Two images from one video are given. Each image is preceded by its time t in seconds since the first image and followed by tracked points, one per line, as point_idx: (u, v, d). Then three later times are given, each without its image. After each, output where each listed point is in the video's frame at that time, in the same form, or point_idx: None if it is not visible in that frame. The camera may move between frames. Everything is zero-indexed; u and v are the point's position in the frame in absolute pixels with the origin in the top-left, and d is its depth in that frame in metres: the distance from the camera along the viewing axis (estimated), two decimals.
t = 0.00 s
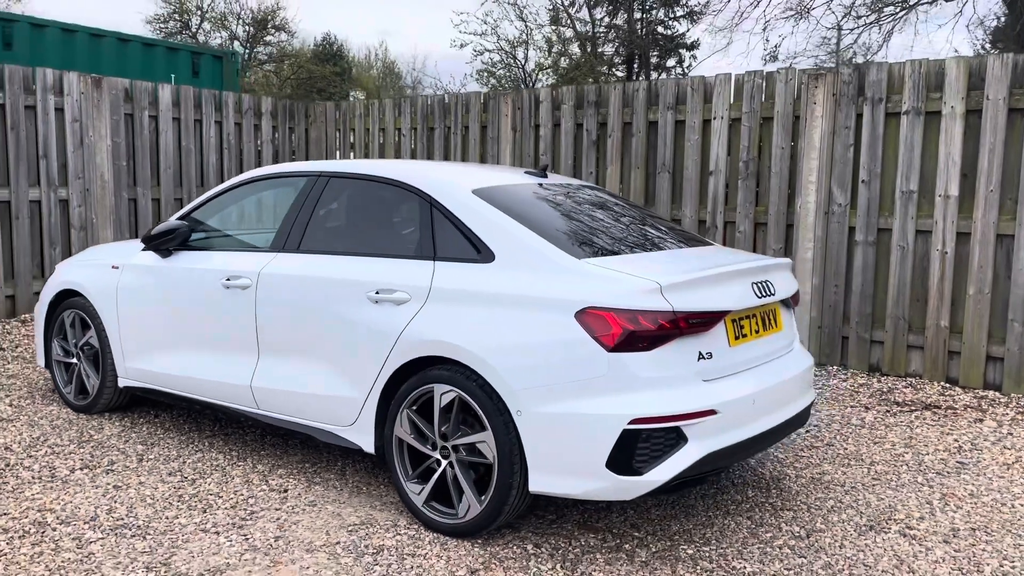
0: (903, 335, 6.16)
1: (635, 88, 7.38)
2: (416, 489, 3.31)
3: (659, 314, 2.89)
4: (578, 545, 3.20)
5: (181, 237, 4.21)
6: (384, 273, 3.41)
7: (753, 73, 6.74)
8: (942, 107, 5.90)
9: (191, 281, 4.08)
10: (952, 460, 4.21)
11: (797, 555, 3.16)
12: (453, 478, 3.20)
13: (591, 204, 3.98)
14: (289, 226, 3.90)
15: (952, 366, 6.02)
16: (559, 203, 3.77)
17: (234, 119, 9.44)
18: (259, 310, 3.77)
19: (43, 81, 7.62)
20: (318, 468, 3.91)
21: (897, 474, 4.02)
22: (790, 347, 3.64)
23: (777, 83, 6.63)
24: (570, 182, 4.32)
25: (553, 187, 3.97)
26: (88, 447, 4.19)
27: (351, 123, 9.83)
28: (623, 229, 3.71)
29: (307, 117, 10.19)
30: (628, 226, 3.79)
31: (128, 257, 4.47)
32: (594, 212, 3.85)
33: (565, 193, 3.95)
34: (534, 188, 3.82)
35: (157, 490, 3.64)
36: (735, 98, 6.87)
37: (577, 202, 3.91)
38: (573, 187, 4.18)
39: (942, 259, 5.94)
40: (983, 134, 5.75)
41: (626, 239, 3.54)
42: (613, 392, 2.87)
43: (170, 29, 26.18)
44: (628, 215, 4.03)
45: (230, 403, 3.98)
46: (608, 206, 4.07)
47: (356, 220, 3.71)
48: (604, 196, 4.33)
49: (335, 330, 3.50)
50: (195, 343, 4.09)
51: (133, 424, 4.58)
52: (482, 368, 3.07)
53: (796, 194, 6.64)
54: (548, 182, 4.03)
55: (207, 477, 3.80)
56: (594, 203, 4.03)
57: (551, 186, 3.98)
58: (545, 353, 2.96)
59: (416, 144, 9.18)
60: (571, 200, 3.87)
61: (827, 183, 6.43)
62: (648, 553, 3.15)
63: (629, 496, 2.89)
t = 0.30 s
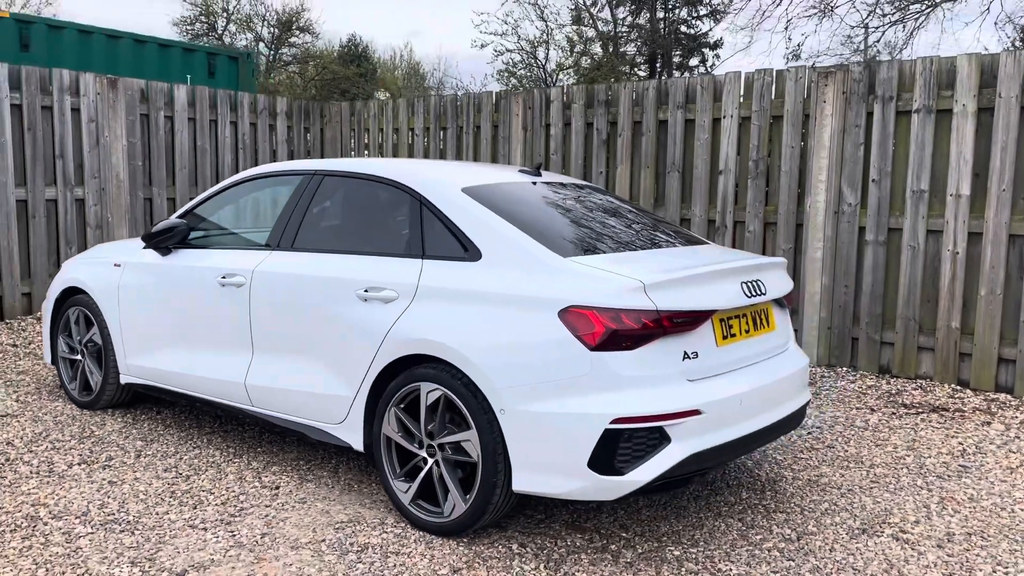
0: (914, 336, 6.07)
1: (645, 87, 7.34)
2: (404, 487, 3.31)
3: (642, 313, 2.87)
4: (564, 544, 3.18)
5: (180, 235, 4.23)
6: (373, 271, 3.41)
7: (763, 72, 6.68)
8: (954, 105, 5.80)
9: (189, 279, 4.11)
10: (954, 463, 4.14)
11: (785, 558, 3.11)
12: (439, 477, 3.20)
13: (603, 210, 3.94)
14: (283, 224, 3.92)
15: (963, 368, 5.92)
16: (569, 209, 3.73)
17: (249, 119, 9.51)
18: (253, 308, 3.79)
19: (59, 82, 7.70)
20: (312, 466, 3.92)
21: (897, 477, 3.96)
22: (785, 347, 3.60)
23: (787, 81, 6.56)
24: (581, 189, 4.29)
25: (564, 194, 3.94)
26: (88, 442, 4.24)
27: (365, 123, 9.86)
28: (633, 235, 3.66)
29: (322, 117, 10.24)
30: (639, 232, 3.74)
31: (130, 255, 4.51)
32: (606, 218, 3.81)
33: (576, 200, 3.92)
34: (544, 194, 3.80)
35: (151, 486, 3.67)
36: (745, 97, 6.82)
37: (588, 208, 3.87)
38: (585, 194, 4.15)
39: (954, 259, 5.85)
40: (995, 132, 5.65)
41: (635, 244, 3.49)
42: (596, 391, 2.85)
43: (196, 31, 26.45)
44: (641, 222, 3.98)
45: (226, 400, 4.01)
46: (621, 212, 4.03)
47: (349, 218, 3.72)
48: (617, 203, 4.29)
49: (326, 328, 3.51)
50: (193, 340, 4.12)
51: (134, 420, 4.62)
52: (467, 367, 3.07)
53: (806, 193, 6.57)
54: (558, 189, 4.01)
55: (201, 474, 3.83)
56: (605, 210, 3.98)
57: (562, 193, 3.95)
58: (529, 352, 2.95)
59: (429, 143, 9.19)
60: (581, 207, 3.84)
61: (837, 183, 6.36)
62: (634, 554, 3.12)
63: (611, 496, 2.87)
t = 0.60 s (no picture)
0: (924, 338, 5.97)
1: (654, 85, 7.27)
2: (389, 488, 3.29)
3: (624, 314, 2.83)
4: (548, 547, 3.15)
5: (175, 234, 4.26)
6: (360, 271, 3.40)
7: (773, 70, 6.59)
8: (966, 103, 5.69)
9: (185, 277, 4.13)
10: (957, 469, 4.05)
11: (773, 564, 3.06)
12: (424, 478, 3.18)
13: (613, 217, 3.90)
14: (276, 223, 3.93)
15: (975, 371, 5.81)
16: (578, 217, 3.70)
17: (262, 118, 9.55)
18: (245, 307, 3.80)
19: (73, 82, 7.80)
20: (303, 465, 3.92)
21: (896, 482, 3.89)
22: (780, 349, 3.53)
23: (797, 79, 6.47)
24: (591, 195, 4.26)
25: (574, 201, 3.91)
26: (86, 440, 4.27)
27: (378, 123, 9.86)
28: (642, 241, 3.61)
29: (335, 117, 10.26)
30: (648, 239, 3.69)
31: (129, 253, 4.55)
32: (616, 225, 3.77)
33: (585, 207, 3.89)
34: (553, 201, 3.77)
35: (143, 483, 3.69)
36: (754, 95, 6.74)
37: (598, 215, 3.83)
38: (595, 201, 4.12)
39: (966, 260, 5.74)
40: (1008, 130, 5.54)
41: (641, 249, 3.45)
42: (577, 392, 2.82)
43: (220, 31, 26.68)
44: (651, 229, 3.93)
45: (220, 399, 4.02)
46: (631, 219, 3.99)
47: (340, 217, 3.72)
48: (628, 210, 4.26)
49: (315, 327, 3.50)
50: (189, 339, 4.13)
51: (134, 418, 4.65)
52: (450, 367, 3.04)
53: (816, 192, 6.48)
54: (568, 195, 3.98)
55: (193, 472, 3.84)
56: (615, 216, 3.95)
57: (571, 200, 3.93)
58: (511, 353, 2.92)
59: (441, 143, 9.18)
60: (592, 214, 3.80)
61: (848, 182, 6.26)
62: (619, 558, 3.09)
63: (592, 499, 2.84)
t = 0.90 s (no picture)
0: (935, 337, 5.89)
1: (665, 82, 7.24)
2: (381, 482, 3.31)
3: (610, 310, 2.83)
4: (538, 543, 3.15)
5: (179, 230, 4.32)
6: (354, 266, 3.43)
7: (784, 66, 6.54)
8: (978, 99, 5.62)
9: (188, 273, 4.18)
10: (959, 469, 4.00)
11: (763, 562, 3.05)
12: (414, 472, 3.20)
13: (626, 220, 3.89)
14: (275, 219, 3.97)
15: (986, 371, 5.73)
16: (590, 220, 3.69)
17: (278, 117, 9.62)
18: (244, 302, 3.84)
19: (90, 82, 7.90)
20: (301, 460, 3.95)
21: (896, 481, 3.85)
22: (776, 345, 3.51)
23: (808, 75, 6.41)
24: (604, 198, 4.25)
25: (586, 205, 3.91)
26: (91, 433, 4.33)
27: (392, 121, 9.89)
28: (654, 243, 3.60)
29: (351, 115, 10.32)
30: (660, 241, 3.68)
31: (135, 249, 4.61)
32: (628, 228, 3.76)
33: (598, 210, 3.88)
34: (564, 205, 3.77)
35: (142, 476, 3.74)
36: (765, 92, 6.69)
37: (611, 219, 3.83)
38: (608, 204, 4.11)
39: (978, 258, 5.66)
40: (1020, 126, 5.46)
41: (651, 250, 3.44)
42: (563, 388, 2.82)
43: (244, 31, 26.93)
44: (663, 232, 3.92)
45: (220, 393, 4.06)
46: (644, 223, 3.98)
47: (336, 213, 3.75)
48: (641, 214, 4.25)
49: (310, 322, 3.53)
50: (190, 333, 4.18)
51: (140, 412, 4.71)
52: (439, 362, 3.06)
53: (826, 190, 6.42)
54: (580, 198, 3.98)
55: (193, 465, 3.88)
56: (628, 219, 3.94)
57: (584, 203, 3.92)
58: (498, 347, 2.93)
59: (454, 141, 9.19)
60: (604, 218, 3.80)
61: (858, 179, 6.20)
62: (607, 554, 3.09)
63: (578, 494, 2.84)
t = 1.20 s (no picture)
0: (937, 337, 5.88)
1: (670, 82, 7.26)
2: (369, 475, 3.39)
3: (586, 307, 2.88)
4: (520, 535, 3.21)
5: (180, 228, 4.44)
6: (345, 264, 3.51)
7: (788, 66, 6.55)
8: (980, 98, 5.60)
9: (188, 270, 4.28)
10: (949, 467, 4.01)
11: (740, 556, 3.08)
12: (400, 464, 3.27)
13: (633, 226, 3.94)
14: (272, 218, 4.06)
15: (988, 370, 5.71)
16: (596, 225, 3.75)
17: (291, 117, 9.74)
18: (241, 299, 3.93)
19: (106, 83, 8.06)
20: (296, 453, 4.04)
21: (884, 479, 3.86)
22: (761, 343, 3.54)
23: (811, 75, 6.42)
24: (614, 206, 4.30)
25: (594, 211, 3.96)
26: (95, 425, 4.45)
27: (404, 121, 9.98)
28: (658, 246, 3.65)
29: (363, 115, 10.42)
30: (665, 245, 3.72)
31: (139, 247, 4.72)
32: (634, 233, 3.81)
33: (606, 217, 3.93)
34: (572, 212, 3.83)
35: (141, 467, 3.84)
36: (769, 92, 6.70)
37: (618, 224, 3.89)
38: (616, 210, 4.16)
39: (979, 258, 5.64)
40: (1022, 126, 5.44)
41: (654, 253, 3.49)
42: (540, 382, 2.88)
43: (267, 33, 27.22)
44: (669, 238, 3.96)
45: (218, 387, 4.16)
46: (650, 229, 4.02)
47: (329, 212, 3.83)
48: (650, 221, 4.30)
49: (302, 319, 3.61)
50: (191, 328, 4.28)
51: (144, 406, 4.83)
52: (422, 357, 3.13)
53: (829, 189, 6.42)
54: (588, 205, 4.03)
55: (191, 457, 3.98)
56: (634, 225, 3.99)
57: (592, 209, 3.98)
58: (478, 343, 2.99)
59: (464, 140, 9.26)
60: (611, 223, 3.86)
61: (861, 179, 6.20)
62: (587, 546, 3.14)
63: (554, 487, 2.90)
